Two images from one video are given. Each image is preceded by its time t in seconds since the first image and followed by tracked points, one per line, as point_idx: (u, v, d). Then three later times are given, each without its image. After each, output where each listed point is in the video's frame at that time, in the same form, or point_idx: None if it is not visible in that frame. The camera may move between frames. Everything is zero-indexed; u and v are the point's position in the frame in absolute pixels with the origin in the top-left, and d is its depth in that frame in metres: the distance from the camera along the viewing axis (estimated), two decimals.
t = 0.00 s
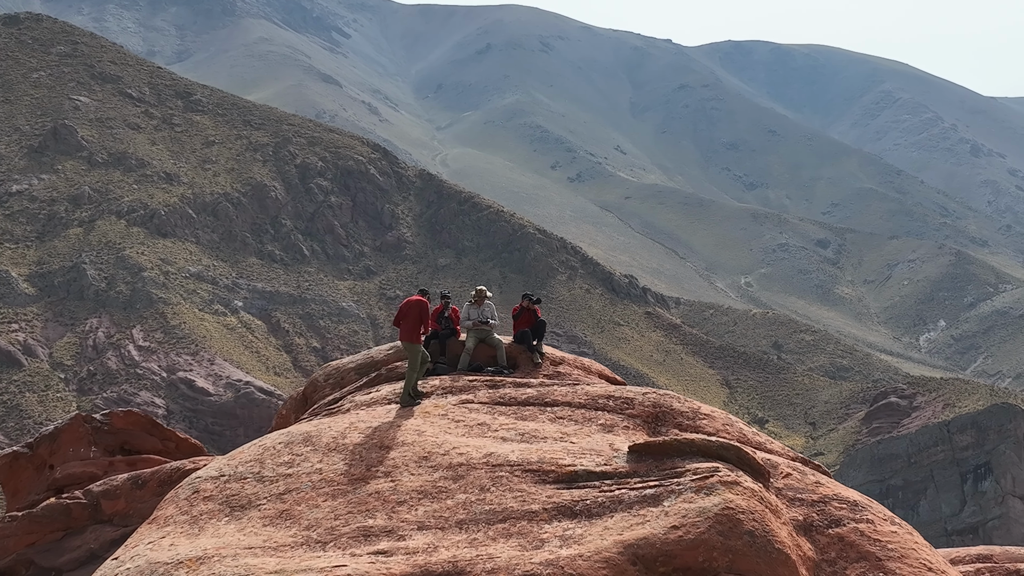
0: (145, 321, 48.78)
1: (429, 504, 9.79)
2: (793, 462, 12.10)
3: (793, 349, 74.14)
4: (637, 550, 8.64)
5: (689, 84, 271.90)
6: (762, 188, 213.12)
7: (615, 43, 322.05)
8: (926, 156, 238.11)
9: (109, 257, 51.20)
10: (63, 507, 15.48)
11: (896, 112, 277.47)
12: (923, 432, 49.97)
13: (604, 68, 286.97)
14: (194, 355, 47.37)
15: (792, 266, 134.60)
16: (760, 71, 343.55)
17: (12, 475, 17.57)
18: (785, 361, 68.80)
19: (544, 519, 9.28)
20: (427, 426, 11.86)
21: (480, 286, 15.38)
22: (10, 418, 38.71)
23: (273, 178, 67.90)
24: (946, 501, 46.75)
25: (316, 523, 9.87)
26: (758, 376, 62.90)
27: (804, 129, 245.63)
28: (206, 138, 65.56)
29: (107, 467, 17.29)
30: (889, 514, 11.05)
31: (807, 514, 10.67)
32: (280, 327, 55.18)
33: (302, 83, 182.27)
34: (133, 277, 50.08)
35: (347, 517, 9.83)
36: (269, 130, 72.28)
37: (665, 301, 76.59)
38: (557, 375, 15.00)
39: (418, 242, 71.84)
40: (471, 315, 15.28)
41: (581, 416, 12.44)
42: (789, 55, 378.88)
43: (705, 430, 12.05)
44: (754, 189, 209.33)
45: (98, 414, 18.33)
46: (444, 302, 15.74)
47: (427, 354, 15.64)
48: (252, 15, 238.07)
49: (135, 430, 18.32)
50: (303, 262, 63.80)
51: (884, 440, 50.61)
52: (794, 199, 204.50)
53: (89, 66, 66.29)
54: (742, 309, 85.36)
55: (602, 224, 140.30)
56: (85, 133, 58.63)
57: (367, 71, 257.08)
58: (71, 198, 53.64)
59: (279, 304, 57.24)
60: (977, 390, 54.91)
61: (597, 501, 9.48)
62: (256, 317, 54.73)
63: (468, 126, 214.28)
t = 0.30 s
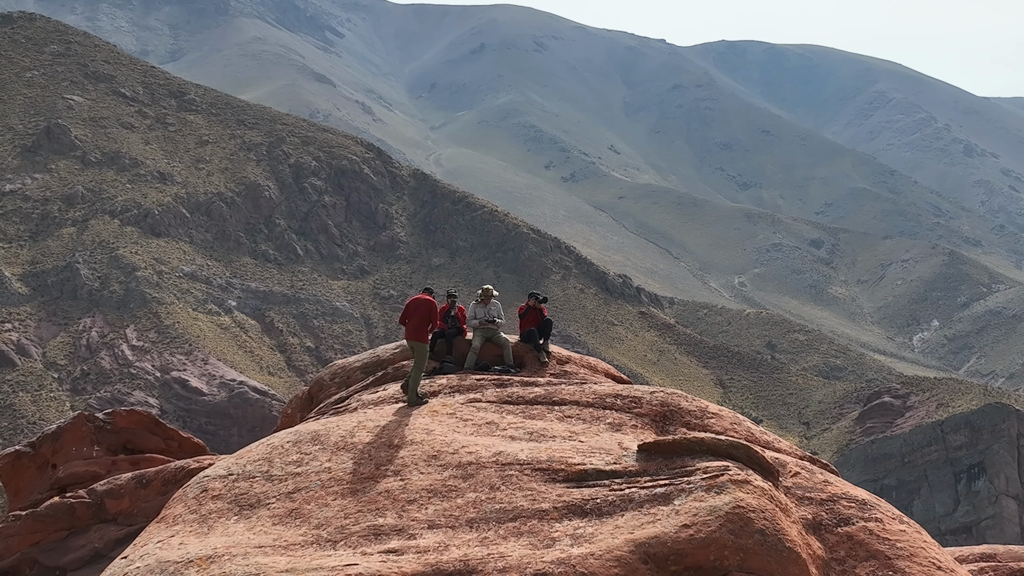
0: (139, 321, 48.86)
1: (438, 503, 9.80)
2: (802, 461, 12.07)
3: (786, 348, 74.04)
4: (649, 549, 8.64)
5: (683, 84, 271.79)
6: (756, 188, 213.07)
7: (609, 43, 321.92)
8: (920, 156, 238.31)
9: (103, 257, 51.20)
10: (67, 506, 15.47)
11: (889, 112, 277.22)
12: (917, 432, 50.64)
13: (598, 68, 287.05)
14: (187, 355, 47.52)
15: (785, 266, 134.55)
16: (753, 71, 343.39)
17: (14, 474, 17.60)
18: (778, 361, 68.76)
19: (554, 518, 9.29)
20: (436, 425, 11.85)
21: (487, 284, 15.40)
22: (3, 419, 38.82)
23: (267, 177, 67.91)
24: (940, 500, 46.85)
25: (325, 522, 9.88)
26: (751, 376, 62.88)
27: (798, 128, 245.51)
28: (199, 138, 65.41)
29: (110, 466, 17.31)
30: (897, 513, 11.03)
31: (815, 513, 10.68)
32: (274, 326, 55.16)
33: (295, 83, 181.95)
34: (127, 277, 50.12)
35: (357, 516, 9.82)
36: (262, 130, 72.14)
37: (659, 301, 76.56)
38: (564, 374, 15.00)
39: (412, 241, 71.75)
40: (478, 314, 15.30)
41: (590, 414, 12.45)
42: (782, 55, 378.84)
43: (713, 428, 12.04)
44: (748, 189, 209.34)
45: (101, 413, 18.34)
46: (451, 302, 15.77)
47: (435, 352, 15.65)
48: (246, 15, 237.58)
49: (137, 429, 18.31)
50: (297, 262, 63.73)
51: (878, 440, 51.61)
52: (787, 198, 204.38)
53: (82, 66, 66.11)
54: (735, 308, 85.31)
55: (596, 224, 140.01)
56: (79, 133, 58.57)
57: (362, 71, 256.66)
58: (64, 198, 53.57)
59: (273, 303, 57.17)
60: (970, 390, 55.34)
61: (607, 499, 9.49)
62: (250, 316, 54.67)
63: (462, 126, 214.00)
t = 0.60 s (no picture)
0: (131, 321, 48.87)
1: (447, 502, 9.79)
2: (807, 460, 12.10)
3: (779, 349, 73.99)
4: (658, 548, 8.65)
5: (675, 84, 271.62)
6: (748, 188, 213.17)
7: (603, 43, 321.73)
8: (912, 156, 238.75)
9: (95, 256, 51.08)
10: (70, 506, 15.47)
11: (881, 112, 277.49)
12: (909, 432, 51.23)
13: (591, 69, 286.84)
14: (180, 355, 47.72)
15: (778, 266, 134.50)
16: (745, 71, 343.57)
17: (15, 474, 17.56)
18: (771, 361, 68.68)
19: (564, 517, 9.29)
20: (442, 425, 11.86)
21: (491, 284, 15.38)
22: None
23: (260, 177, 67.86)
24: (932, 499, 48.04)
25: (333, 521, 9.87)
26: (744, 376, 62.60)
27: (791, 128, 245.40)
28: (192, 137, 65.17)
29: (111, 466, 17.29)
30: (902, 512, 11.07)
31: (823, 512, 10.69)
32: (267, 327, 55.12)
33: (287, 83, 181.44)
34: (120, 276, 50.01)
35: (366, 516, 9.83)
36: (255, 130, 71.95)
37: (651, 301, 76.52)
38: (568, 374, 15.00)
39: (405, 241, 71.63)
40: (483, 314, 15.27)
41: (596, 414, 12.44)
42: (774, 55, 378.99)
43: (719, 428, 12.04)
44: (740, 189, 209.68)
45: (101, 413, 18.30)
46: (455, 302, 15.79)
47: (440, 352, 15.67)
48: (238, 14, 236.83)
49: (138, 429, 18.31)
50: (290, 261, 63.64)
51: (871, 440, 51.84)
52: (780, 199, 204.54)
53: (74, 65, 65.81)
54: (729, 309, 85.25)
55: (588, 223, 139.57)
56: (71, 132, 58.38)
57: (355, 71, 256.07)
58: (57, 198, 53.44)
59: (266, 303, 57.08)
60: (962, 390, 55.74)
61: (616, 499, 9.49)
62: (243, 316, 54.62)
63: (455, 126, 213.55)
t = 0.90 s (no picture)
0: (122, 320, 48.88)
1: (452, 502, 9.79)
2: (811, 460, 12.11)
3: (770, 348, 73.97)
4: (665, 548, 8.65)
5: (666, 84, 271.67)
6: (739, 188, 213.22)
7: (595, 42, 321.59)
8: (903, 157, 239.19)
9: (85, 256, 50.99)
10: (69, 506, 15.43)
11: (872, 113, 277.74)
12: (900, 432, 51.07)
13: (583, 69, 286.73)
14: (171, 355, 47.68)
15: (769, 266, 134.44)
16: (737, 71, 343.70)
17: (12, 474, 17.53)
18: (762, 361, 68.62)
19: (569, 517, 9.29)
20: (446, 425, 11.85)
21: (493, 284, 15.35)
22: None
23: (251, 177, 67.82)
24: (924, 499, 47.95)
25: (338, 521, 9.88)
26: (735, 376, 62.52)
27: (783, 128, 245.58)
28: (183, 136, 64.95)
29: (109, 465, 17.23)
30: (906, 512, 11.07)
31: (828, 512, 10.68)
32: (258, 326, 55.04)
33: (278, 82, 181.00)
34: (110, 276, 49.92)
35: (370, 515, 9.81)
36: (246, 129, 71.78)
37: (643, 300, 76.48)
38: (571, 374, 14.99)
39: (396, 241, 71.50)
40: (485, 313, 15.24)
41: (599, 414, 12.42)
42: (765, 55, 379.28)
43: (723, 427, 12.05)
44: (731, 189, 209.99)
45: (100, 413, 18.30)
46: (457, 302, 15.76)
47: (442, 352, 15.65)
48: (229, 13, 236.19)
49: (136, 429, 18.29)
50: (280, 261, 63.57)
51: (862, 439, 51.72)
52: (771, 198, 204.71)
53: (65, 64, 65.55)
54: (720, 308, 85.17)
55: (578, 223, 139.27)
56: (62, 131, 58.22)
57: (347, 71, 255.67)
58: (47, 197, 53.23)
59: (257, 303, 56.96)
60: (953, 390, 55.86)
61: (621, 499, 9.49)
62: (233, 316, 54.51)
63: (446, 126, 213.33)
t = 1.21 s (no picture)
0: (112, 320, 48.75)
1: (454, 502, 9.78)
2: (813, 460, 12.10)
3: (759, 349, 74.04)
4: (669, 548, 8.66)
5: (657, 84, 271.73)
6: (729, 188, 213.49)
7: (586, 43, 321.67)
8: (892, 157, 239.79)
9: (75, 256, 50.80)
10: (67, 506, 15.41)
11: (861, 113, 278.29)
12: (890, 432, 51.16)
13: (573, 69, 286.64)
14: (161, 354, 47.63)
15: (759, 266, 134.58)
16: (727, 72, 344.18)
17: (10, 474, 17.49)
18: (752, 361, 68.72)
19: (573, 518, 9.28)
20: (448, 424, 11.83)
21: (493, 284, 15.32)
22: None
23: (241, 176, 67.75)
24: (914, 499, 48.13)
25: (340, 521, 9.85)
26: (726, 376, 62.60)
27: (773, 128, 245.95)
28: (173, 136, 64.74)
29: (106, 465, 17.19)
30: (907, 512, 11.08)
31: (829, 512, 10.69)
32: (247, 326, 54.96)
33: (268, 82, 180.54)
34: (100, 276, 49.75)
35: (374, 515, 9.80)
36: (237, 129, 71.58)
37: (632, 300, 76.47)
38: (572, 373, 14.98)
39: (387, 241, 71.42)
40: (485, 314, 15.23)
41: (600, 414, 12.42)
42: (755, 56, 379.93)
43: (725, 428, 12.06)
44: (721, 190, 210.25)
45: (97, 413, 18.29)
46: (457, 301, 15.71)
47: (442, 352, 15.65)
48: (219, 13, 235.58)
49: (134, 429, 18.27)
50: (270, 261, 63.57)
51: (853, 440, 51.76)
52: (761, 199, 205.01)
53: (54, 64, 65.24)
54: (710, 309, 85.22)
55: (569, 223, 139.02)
56: (51, 131, 58.08)
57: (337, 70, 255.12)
58: (37, 196, 52.97)
59: (247, 303, 56.89)
60: (943, 390, 55.99)
61: (625, 499, 9.49)
62: (223, 316, 54.41)
63: (436, 126, 213.13)
